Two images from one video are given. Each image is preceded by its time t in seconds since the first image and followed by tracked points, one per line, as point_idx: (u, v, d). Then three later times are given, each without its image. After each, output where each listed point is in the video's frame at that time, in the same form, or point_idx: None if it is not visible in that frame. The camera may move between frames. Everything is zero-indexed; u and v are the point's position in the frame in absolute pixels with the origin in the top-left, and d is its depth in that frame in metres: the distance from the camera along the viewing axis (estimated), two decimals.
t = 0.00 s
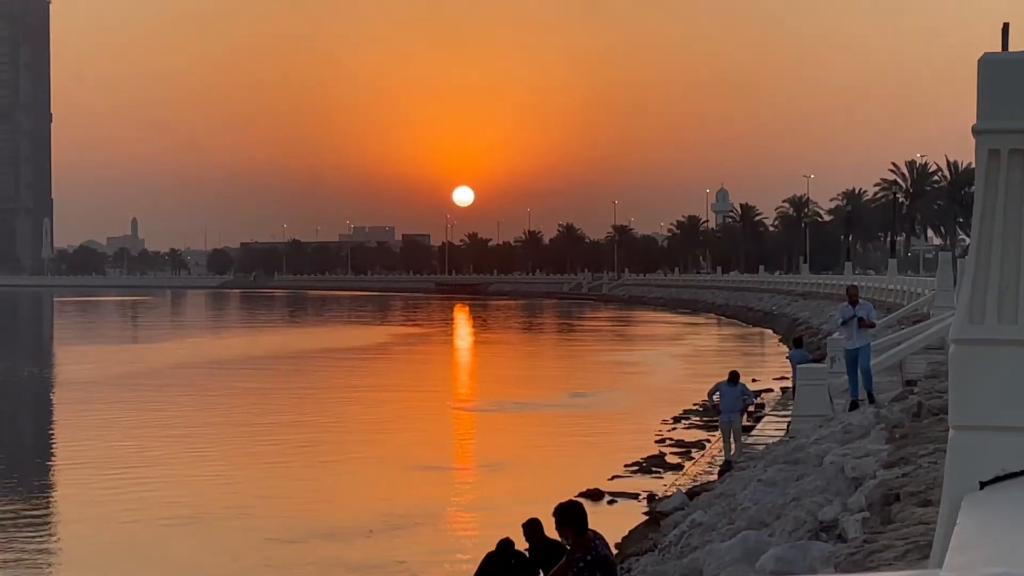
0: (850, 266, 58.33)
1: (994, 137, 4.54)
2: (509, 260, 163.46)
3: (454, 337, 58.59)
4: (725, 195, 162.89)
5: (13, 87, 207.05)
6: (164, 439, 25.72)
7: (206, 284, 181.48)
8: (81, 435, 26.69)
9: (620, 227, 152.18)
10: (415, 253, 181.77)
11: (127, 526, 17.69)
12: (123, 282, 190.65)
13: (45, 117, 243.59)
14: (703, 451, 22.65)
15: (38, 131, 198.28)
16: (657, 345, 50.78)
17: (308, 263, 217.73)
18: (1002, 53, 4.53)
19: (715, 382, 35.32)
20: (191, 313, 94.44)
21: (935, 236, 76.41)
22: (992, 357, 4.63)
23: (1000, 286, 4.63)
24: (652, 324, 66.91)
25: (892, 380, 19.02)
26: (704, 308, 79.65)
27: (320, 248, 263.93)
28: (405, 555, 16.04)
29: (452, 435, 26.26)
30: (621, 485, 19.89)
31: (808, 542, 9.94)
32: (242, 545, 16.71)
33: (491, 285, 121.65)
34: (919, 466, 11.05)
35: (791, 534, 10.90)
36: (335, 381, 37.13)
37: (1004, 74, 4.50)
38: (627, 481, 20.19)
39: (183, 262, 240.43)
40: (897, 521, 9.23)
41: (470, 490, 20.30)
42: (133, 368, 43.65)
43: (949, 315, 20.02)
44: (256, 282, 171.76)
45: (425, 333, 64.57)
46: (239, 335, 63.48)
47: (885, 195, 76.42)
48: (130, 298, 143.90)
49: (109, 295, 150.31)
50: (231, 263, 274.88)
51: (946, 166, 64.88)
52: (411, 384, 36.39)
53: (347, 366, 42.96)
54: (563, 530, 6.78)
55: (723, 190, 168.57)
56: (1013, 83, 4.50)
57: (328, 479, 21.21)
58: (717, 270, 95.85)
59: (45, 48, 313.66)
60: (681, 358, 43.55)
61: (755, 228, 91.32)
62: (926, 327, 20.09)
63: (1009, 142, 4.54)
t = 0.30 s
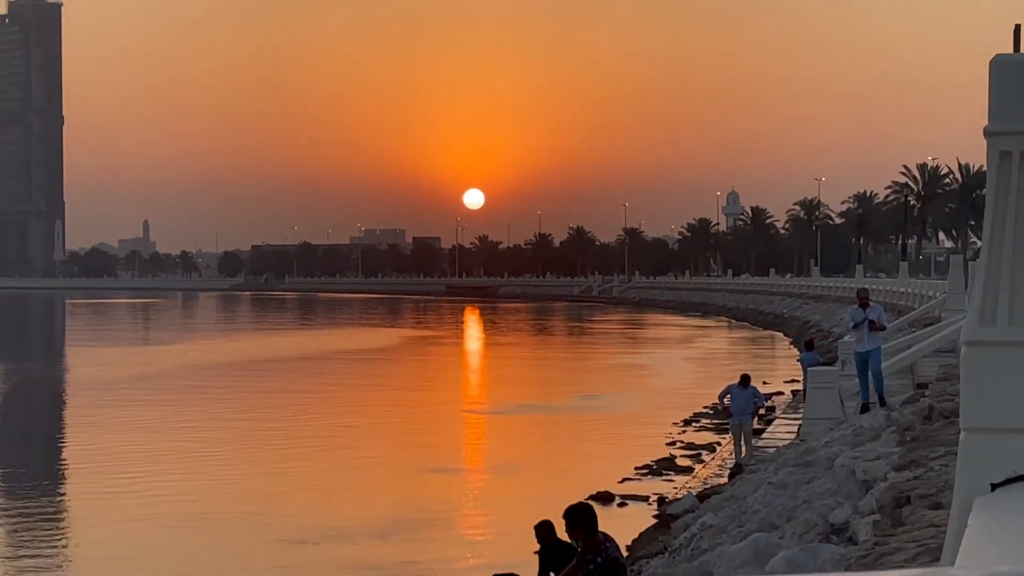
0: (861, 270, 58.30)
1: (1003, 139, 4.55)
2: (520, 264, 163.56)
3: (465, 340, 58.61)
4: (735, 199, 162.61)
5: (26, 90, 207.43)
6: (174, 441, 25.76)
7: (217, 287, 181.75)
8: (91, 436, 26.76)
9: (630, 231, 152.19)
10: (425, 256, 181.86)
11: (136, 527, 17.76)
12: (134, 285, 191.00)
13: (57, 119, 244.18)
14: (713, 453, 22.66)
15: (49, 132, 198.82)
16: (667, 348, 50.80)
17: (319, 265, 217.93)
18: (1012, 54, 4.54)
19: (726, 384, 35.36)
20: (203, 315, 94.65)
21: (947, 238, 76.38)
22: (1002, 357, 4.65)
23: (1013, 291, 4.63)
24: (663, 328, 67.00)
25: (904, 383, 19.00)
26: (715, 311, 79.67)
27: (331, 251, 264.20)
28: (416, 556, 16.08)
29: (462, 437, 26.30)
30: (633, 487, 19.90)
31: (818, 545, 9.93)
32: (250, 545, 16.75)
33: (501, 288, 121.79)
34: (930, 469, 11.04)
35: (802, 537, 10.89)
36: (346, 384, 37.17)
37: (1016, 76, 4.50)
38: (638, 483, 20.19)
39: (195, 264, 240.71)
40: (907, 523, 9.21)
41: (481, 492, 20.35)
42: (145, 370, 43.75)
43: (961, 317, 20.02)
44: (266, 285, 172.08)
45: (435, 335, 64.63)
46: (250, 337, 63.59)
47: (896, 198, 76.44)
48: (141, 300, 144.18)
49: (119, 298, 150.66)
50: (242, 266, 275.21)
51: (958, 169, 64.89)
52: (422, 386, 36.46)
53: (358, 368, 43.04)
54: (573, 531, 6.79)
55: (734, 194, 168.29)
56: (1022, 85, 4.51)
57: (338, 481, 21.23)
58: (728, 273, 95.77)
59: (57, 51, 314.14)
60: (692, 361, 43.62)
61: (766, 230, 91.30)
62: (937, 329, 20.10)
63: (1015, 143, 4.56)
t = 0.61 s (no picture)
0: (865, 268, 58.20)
1: (1008, 139, 4.53)
2: (523, 260, 163.51)
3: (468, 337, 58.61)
4: (738, 196, 162.38)
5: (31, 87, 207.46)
6: (175, 438, 25.70)
7: (220, 284, 181.69)
8: (94, 433, 26.70)
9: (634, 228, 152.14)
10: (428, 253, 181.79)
11: (138, 525, 17.69)
12: (138, 282, 190.91)
13: (59, 116, 244.15)
14: (716, 452, 22.63)
15: (53, 127, 198.87)
16: (671, 345, 50.76)
17: (323, 261, 217.85)
18: (1017, 55, 4.52)
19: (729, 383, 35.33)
20: (207, 312, 94.57)
21: (950, 236, 76.28)
22: (1005, 359, 4.61)
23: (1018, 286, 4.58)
24: (666, 325, 66.96)
25: (908, 382, 18.97)
26: (718, 309, 79.65)
27: (334, 248, 264.23)
28: (417, 553, 16.07)
29: (465, 435, 26.28)
30: (636, 486, 19.87)
31: (821, 544, 9.92)
32: (251, 543, 16.70)
33: (504, 284, 121.79)
34: (934, 468, 11.03)
35: (806, 536, 10.87)
36: (349, 381, 37.11)
37: None
38: (642, 482, 20.15)
39: (198, 260, 240.64)
40: (911, 523, 9.20)
41: (484, 490, 20.32)
42: (147, 367, 43.67)
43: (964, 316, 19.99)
44: (270, 281, 172.03)
45: (438, 332, 64.60)
46: (254, 334, 63.55)
47: (900, 196, 76.37)
48: (145, 297, 144.14)
49: (122, 295, 150.62)
50: (245, 262, 275.22)
51: (961, 167, 64.82)
52: (425, 383, 36.43)
53: (361, 365, 43.01)
54: (576, 530, 6.78)
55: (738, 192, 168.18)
56: None
57: (341, 479, 21.17)
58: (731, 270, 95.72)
59: (61, 49, 313.65)
60: (695, 359, 43.57)
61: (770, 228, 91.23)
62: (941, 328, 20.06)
63: (1017, 143, 4.54)
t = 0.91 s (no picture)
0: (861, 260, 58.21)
1: (1007, 135, 4.53)
2: (520, 252, 163.46)
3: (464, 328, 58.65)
4: (734, 188, 162.34)
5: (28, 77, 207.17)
6: (173, 429, 25.69)
7: (217, 275, 181.60)
8: (91, 424, 26.70)
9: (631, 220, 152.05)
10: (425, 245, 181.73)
11: (136, 516, 17.69)
12: (134, 272, 190.77)
13: (57, 105, 243.71)
14: (713, 444, 22.65)
15: (50, 118, 198.50)
16: (667, 338, 50.76)
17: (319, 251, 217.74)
18: (1014, 53, 4.54)
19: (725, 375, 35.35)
20: (203, 303, 94.48)
21: (947, 230, 76.43)
22: (997, 359, 4.62)
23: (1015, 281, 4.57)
24: (663, 317, 67.00)
25: (903, 374, 18.98)
26: (715, 301, 79.68)
27: (331, 239, 263.98)
28: (415, 544, 16.11)
29: (461, 427, 26.29)
30: (632, 478, 19.90)
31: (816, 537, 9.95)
32: (249, 534, 16.72)
33: (502, 276, 121.81)
34: (929, 461, 11.06)
35: (802, 529, 10.89)
36: (346, 372, 37.10)
37: None
38: (638, 474, 20.18)
39: (193, 251, 240.59)
40: (907, 517, 9.23)
41: (482, 481, 20.34)
42: (145, 357, 43.65)
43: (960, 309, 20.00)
44: (266, 272, 171.99)
45: (435, 323, 64.66)
46: (251, 325, 63.54)
47: (897, 189, 76.39)
48: (142, 288, 144.12)
49: (118, 285, 150.49)
50: (241, 253, 275.07)
51: (958, 160, 64.81)
52: (422, 374, 36.45)
53: (358, 355, 43.01)
54: (572, 522, 6.81)
55: (735, 183, 168.15)
56: (1021, 83, 4.52)
57: (337, 470, 21.19)
58: (728, 263, 95.74)
59: (57, 39, 313.37)
60: (692, 350, 43.60)
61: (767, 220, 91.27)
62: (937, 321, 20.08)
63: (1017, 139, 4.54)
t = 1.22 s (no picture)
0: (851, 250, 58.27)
1: (992, 124, 4.60)
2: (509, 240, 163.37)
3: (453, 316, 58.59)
4: (723, 177, 162.36)
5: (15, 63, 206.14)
6: (161, 416, 25.67)
7: (206, 262, 181.12)
8: (80, 411, 26.65)
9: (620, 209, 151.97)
10: (414, 234, 181.38)
11: (123, 503, 17.69)
12: (122, 260, 190.10)
13: (46, 91, 242.96)
14: (701, 432, 22.71)
15: (38, 104, 197.98)
16: (657, 326, 50.79)
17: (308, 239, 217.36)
18: (1003, 39, 4.58)
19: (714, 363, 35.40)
20: (193, 291, 94.25)
21: (936, 219, 76.54)
22: (980, 349, 4.73)
23: (1001, 268, 4.72)
24: (652, 306, 67.04)
25: (891, 363, 19.05)
26: (704, 290, 79.75)
27: (320, 227, 263.86)
28: (405, 531, 16.15)
29: (451, 414, 26.31)
30: (621, 465, 19.94)
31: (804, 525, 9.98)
32: (236, 521, 16.73)
33: (492, 265, 121.79)
34: (917, 449, 11.09)
35: (789, 517, 10.92)
36: (336, 360, 37.08)
37: (1017, 64, 4.54)
38: (627, 462, 20.23)
39: (181, 237, 239.97)
40: (894, 504, 9.27)
41: (471, 469, 20.38)
42: (134, 345, 43.60)
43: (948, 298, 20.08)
44: (254, 260, 171.62)
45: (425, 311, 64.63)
46: (241, 312, 63.47)
47: (886, 178, 76.49)
48: (130, 275, 143.58)
49: (107, 272, 150.22)
50: (230, 240, 274.75)
51: (947, 150, 64.90)
52: (411, 362, 36.44)
53: (347, 343, 42.98)
54: (559, 508, 6.82)
55: (724, 172, 168.06)
56: (1010, 71, 4.56)
57: (325, 457, 21.20)
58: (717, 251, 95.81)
59: (46, 25, 312.19)
60: (681, 339, 43.67)
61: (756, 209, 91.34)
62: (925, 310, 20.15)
63: (1007, 127, 4.61)
